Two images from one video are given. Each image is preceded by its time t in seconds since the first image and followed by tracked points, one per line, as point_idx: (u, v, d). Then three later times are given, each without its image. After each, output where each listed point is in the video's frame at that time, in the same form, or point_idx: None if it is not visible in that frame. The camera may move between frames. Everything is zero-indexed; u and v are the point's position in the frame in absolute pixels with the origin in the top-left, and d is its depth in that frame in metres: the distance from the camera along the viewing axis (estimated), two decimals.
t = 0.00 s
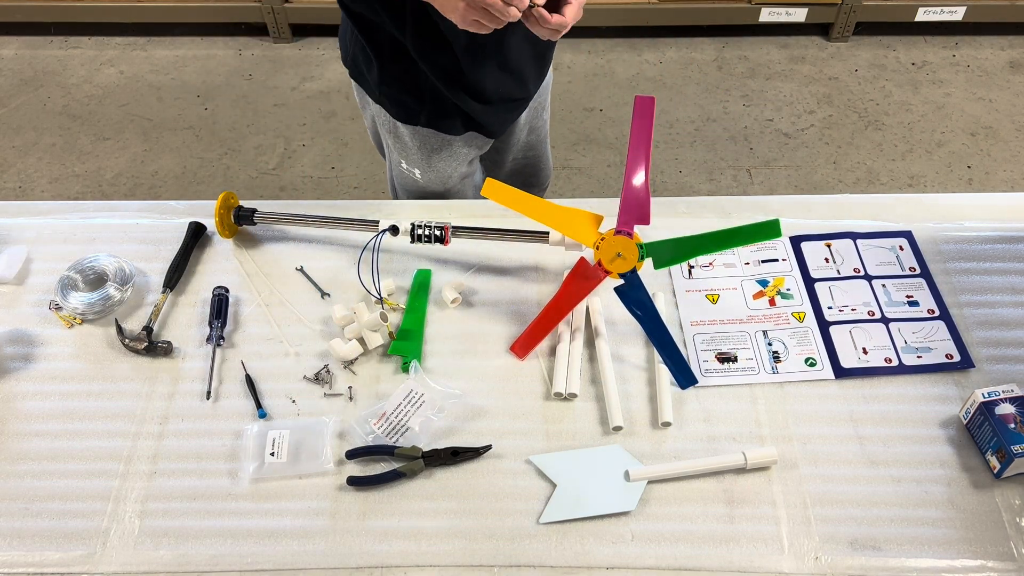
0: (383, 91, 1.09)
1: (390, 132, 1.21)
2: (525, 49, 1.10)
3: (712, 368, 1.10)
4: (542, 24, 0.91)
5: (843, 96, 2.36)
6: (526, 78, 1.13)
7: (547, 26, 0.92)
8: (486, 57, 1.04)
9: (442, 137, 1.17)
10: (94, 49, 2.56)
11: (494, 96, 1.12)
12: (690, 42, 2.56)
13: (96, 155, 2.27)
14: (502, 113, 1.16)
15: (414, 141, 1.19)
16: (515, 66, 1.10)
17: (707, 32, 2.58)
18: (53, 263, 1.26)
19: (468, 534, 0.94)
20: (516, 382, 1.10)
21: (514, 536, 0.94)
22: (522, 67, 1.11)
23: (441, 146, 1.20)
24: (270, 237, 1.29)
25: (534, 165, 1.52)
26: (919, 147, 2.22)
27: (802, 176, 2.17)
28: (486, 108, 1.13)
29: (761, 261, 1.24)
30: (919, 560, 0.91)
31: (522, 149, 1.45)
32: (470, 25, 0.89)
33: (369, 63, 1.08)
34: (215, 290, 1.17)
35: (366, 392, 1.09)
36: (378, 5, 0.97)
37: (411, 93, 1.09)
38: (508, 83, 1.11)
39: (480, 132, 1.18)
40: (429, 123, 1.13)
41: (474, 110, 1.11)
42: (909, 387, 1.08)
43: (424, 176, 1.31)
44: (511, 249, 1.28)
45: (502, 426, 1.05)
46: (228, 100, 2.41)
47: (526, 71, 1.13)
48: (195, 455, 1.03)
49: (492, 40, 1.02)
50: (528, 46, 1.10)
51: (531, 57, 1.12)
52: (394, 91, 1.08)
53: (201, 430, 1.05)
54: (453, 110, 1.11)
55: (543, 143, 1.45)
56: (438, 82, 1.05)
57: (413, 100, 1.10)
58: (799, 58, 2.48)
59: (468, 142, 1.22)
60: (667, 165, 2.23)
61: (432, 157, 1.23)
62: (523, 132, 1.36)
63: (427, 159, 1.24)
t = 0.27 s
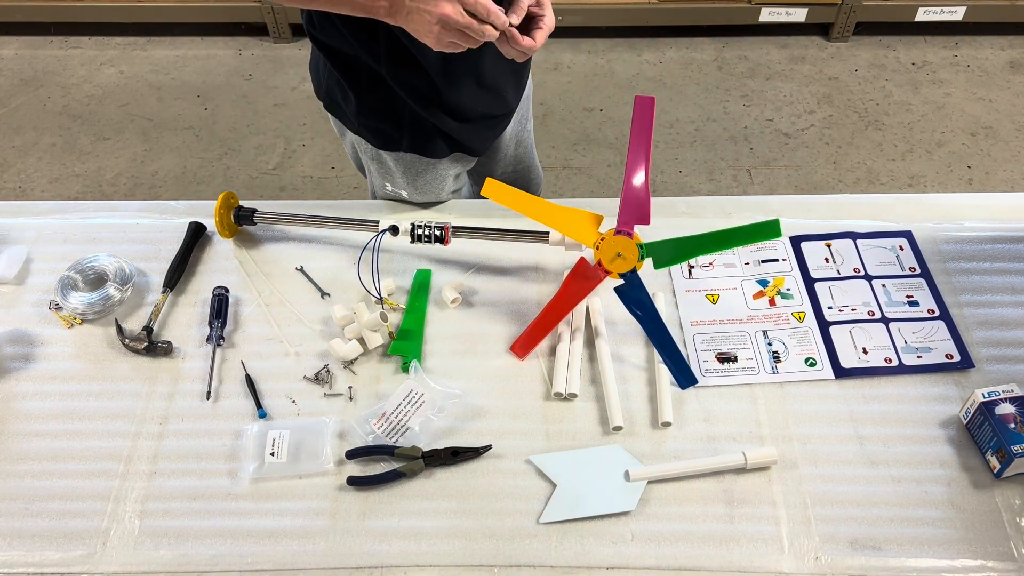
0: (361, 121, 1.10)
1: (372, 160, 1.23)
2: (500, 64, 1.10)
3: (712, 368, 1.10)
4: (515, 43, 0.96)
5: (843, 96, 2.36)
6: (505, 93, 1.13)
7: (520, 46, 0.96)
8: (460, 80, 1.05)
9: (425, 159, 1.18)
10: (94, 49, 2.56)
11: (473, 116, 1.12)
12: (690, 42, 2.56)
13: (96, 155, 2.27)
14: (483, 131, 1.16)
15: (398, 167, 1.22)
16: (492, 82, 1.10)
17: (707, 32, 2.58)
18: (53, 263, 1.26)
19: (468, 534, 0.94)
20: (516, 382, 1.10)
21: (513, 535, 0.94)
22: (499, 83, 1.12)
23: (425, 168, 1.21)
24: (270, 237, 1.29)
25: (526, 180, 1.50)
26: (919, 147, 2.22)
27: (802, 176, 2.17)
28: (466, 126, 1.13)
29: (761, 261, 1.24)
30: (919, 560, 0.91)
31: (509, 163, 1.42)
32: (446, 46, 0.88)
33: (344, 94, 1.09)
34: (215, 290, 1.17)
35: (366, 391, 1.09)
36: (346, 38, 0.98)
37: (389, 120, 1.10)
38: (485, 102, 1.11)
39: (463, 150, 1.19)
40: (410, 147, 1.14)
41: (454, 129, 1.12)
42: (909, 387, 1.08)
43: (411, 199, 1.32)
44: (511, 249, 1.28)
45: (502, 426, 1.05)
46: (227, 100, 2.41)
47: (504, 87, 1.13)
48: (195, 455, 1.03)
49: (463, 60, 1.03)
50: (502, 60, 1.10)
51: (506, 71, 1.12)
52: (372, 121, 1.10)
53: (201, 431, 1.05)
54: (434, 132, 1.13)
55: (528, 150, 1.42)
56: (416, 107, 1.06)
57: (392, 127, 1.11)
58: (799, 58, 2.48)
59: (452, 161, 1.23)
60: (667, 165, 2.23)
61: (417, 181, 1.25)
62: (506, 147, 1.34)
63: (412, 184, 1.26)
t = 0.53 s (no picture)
0: (357, 130, 1.12)
1: (371, 168, 1.23)
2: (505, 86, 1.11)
3: (712, 368, 1.10)
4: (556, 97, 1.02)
5: (843, 96, 2.36)
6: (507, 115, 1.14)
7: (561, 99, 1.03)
8: (458, 100, 1.05)
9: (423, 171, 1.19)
10: (94, 49, 2.56)
11: (470, 132, 1.13)
12: (690, 42, 2.56)
13: (96, 155, 2.27)
14: (481, 148, 1.17)
15: (395, 176, 1.22)
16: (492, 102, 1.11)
17: (707, 32, 2.58)
18: (53, 263, 1.26)
19: (468, 534, 0.94)
20: (516, 382, 1.10)
21: (513, 535, 0.94)
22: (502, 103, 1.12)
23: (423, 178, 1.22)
24: (270, 238, 1.29)
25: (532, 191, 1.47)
26: (919, 147, 2.22)
27: (802, 176, 2.17)
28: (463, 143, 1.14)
29: (761, 261, 1.24)
30: (918, 560, 0.91)
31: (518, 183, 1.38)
32: (493, 99, 0.96)
33: (341, 102, 1.10)
34: (215, 290, 1.17)
35: (366, 392, 1.09)
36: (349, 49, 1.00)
37: (385, 132, 1.12)
38: (484, 119, 1.11)
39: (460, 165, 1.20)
40: (404, 159, 1.15)
41: (449, 144, 1.13)
42: (909, 387, 1.08)
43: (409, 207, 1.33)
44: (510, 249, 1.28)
45: (502, 426, 1.05)
46: (227, 100, 2.41)
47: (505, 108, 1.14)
48: (195, 455, 1.03)
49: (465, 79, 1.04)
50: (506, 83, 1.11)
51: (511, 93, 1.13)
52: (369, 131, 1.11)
53: (201, 431, 1.05)
54: (430, 145, 1.14)
55: (541, 169, 1.38)
56: (412, 120, 1.07)
57: (386, 139, 1.12)
58: (799, 58, 2.48)
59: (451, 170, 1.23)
60: (667, 165, 2.23)
61: (414, 190, 1.25)
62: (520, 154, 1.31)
63: (410, 192, 1.27)
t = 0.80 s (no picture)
0: (344, 132, 1.12)
1: (361, 169, 1.23)
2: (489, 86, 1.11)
3: (712, 368, 1.10)
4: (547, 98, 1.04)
5: (843, 96, 2.36)
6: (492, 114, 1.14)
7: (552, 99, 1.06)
8: (442, 103, 1.05)
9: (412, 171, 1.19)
10: (94, 49, 2.56)
11: (457, 133, 1.13)
12: (690, 42, 2.56)
13: (96, 155, 2.27)
14: (468, 149, 1.17)
15: (386, 177, 1.22)
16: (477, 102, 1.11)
17: (707, 32, 2.58)
18: (53, 263, 1.26)
19: (468, 534, 0.94)
20: (516, 382, 1.10)
21: (513, 535, 0.94)
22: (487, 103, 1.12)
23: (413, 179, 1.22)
24: (270, 237, 1.29)
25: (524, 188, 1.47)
26: (919, 147, 2.22)
27: (802, 176, 2.17)
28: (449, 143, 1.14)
29: (761, 261, 1.24)
30: (918, 560, 0.91)
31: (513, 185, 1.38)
32: (482, 104, 0.97)
33: (327, 105, 1.11)
34: (215, 290, 1.17)
35: (366, 391, 1.09)
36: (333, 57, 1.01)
37: (371, 134, 1.12)
38: (471, 120, 1.12)
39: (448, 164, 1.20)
40: (392, 161, 1.15)
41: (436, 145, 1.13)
42: (909, 387, 1.08)
43: (405, 206, 1.32)
44: (511, 249, 1.28)
45: (502, 426, 1.05)
46: (227, 100, 2.41)
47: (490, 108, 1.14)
48: (195, 455, 1.03)
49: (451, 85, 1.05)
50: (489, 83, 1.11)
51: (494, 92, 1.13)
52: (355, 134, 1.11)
53: (201, 431, 1.05)
54: (416, 146, 1.14)
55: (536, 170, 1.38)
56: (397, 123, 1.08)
57: (373, 141, 1.13)
58: (799, 58, 2.48)
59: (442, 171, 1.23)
60: (667, 165, 2.23)
61: (408, 189, 1.25)
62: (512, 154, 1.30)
63: (403, 192, 1.26)
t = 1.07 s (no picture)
0: (325, 119, 1.05)
1: (342, 160, 1.21)
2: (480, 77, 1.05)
3: (712, 368, 1.10)
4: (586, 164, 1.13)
5: (843, 96, 2.36)
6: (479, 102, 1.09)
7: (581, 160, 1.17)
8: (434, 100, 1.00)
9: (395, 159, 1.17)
10: (94, 49, 2.56)
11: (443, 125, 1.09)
12: (690, 42, 2.56)
13: (96, 155, 2.27)
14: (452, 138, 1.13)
15: (368, 165, 1.19)
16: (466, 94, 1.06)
17: (707, 32, 2.58)
18: (53, 263, 1.26)
19: (468, 534, 0.94)
20: (516, 382, 1.10)
21: (513, 535, 0.94)
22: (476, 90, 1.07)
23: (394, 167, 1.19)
24: (270, 237, 1.29)
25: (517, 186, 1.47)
26: (919, 147, 2.22)
27: (802, 176, 2.17)
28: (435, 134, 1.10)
29: (761, 260, 1.24)
30: (918, 560, 0.91)
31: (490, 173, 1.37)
32: (530, 180, 1.02)
33: (308, 88, 1.01)
34: (215, 290, 1.17)
35: (366, 391, 1.09)
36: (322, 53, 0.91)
37: (354, 123, 1.06)
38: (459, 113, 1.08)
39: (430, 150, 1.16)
40: (372, 148, 1.11)
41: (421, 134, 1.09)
42: (909, 387, 1.08)
43: (388, 197, 1.31)
44: (511, 249, 1.28)
45: (502, 426, 1.05)
46: (227, 100, 2.41)
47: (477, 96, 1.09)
48: (195, 455, 1.03)
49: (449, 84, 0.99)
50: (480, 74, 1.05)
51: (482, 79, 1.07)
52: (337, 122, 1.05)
53: (201, 431, 1.05)
54: (400, 136, 1.09)
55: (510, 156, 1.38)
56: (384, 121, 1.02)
57: (356, 129, 1.07)
58: (799, 58, 2.48)
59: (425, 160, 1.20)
60: (667, 165, 2.23)
61: (390, 179, 1.23)
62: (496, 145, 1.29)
63: (386, 183, 1.24)
